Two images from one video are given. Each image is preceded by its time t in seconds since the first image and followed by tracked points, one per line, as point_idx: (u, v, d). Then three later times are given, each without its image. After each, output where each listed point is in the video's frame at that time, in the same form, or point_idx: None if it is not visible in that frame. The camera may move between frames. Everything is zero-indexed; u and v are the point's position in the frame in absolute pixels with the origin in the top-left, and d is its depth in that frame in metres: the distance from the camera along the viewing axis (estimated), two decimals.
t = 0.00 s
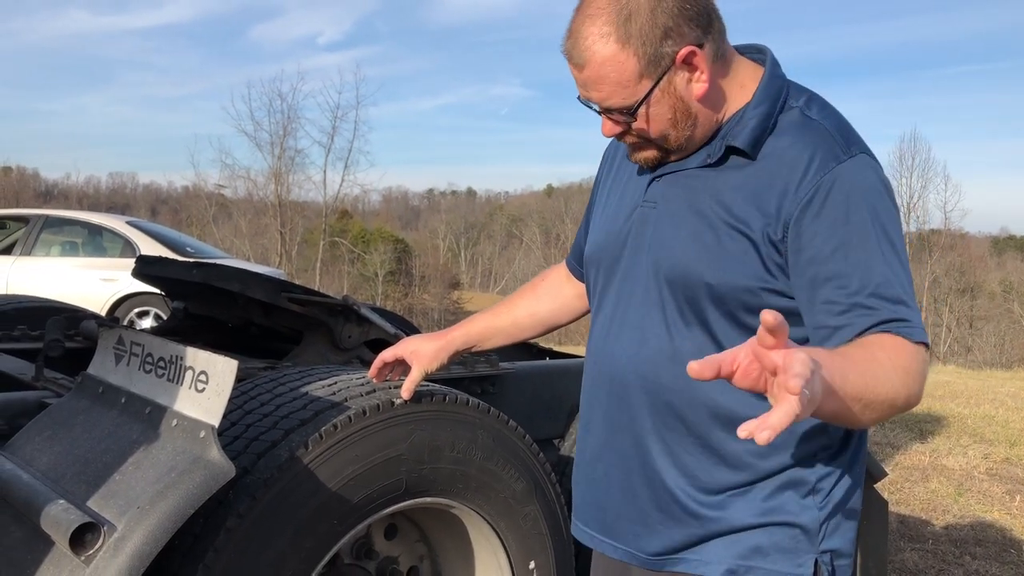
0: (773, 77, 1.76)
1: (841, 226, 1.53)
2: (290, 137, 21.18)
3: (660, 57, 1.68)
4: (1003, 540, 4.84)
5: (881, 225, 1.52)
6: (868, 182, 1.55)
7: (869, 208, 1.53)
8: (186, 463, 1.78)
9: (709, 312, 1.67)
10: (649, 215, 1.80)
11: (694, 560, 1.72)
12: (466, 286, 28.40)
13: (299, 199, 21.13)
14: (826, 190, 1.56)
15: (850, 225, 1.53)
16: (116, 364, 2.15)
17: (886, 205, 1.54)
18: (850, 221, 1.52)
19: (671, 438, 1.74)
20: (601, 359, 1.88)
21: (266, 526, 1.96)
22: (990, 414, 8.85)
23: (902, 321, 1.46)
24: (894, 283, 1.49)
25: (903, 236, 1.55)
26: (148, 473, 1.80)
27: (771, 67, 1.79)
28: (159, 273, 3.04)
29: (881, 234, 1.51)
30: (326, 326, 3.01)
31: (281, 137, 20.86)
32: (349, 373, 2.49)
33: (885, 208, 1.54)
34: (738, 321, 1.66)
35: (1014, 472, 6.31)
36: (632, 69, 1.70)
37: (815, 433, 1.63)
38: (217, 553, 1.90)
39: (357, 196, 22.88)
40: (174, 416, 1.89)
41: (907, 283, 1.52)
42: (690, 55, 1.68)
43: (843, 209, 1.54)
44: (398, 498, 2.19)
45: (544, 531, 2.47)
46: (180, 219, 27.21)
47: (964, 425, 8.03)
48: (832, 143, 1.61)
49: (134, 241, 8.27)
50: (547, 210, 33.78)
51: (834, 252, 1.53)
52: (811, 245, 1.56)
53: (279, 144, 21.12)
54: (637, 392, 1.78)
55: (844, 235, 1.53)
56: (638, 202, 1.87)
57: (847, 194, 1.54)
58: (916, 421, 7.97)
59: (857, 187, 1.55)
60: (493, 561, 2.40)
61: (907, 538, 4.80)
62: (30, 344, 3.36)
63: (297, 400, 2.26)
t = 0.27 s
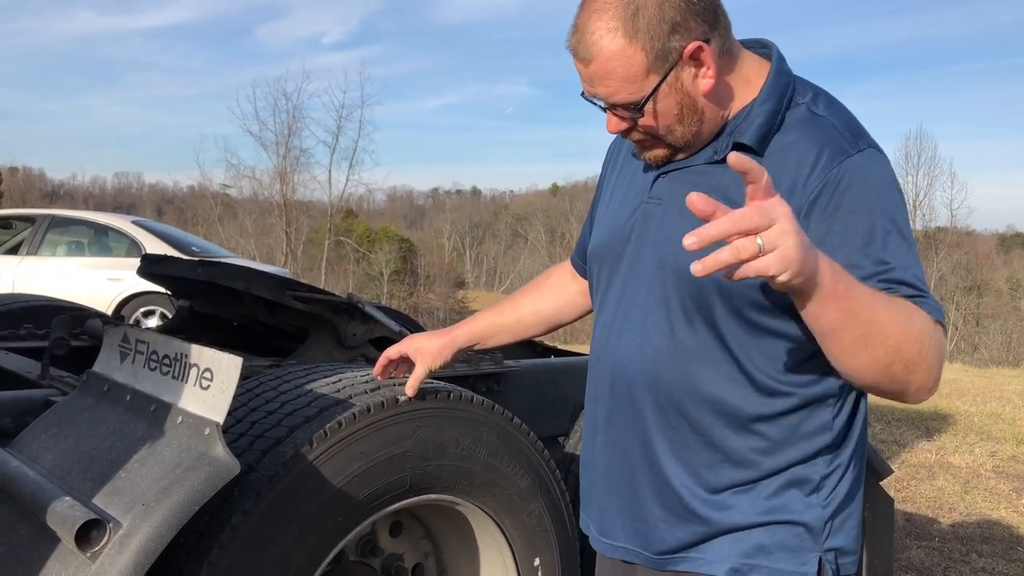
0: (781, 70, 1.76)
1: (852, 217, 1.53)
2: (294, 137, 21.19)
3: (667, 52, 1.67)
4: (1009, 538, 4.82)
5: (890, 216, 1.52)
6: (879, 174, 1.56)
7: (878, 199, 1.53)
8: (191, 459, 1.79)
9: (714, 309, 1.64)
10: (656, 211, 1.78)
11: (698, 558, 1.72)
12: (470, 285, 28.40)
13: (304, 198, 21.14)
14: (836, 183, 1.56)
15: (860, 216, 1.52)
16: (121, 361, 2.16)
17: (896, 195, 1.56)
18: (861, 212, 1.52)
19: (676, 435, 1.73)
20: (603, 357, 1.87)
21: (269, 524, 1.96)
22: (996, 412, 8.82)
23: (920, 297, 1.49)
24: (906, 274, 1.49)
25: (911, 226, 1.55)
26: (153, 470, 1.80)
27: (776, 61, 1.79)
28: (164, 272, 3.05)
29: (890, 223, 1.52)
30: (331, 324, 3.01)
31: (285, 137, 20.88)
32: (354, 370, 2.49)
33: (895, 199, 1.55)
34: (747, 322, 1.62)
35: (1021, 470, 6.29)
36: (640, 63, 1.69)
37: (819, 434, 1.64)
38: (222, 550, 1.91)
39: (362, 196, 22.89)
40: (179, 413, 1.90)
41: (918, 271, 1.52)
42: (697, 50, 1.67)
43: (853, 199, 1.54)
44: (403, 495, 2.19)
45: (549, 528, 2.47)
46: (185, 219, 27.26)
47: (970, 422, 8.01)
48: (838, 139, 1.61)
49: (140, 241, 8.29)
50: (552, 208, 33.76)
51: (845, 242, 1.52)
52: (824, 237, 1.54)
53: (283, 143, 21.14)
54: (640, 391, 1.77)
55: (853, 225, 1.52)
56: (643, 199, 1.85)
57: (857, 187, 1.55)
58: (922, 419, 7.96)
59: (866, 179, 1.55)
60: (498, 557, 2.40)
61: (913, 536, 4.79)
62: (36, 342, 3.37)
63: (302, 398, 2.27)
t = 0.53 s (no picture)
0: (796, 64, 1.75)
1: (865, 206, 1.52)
2: (301, 135, 21.21)
3: (685, 35, 1.67)
4: (1017, 534, 4.80)
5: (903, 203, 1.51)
6: (893, 161, 1.54)
7: (892, 187, 1.52)
8: (197, 455, 1.79)
9: (728, 292, 1.65)
10: (667, 200, 1.78)
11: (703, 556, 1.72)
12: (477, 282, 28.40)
13: (310, 196, 21.16)
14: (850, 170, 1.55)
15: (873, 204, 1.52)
16: (128, 358, 2.16)
17: (909, 182, 1.54)
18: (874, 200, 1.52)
19: (685, 422, 1.72)
20: (611, 346, 1.86)
21: (275, 521, 1.96)
22: (1005, 408, 8.79)
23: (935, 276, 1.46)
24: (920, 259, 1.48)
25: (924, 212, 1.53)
26: (160, 466, 1.81)
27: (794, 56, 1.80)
28: (171, 269, 3.06)
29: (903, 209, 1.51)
30: (337, 321, 3.02)
31: (292, 135, 20.90)
32: (360, 367, 2.49)
33: (909, 185, 1.53)
34: (759, 304, 1.63)
35: None
36: (658, 44, 1.70)
37: (828, 427, 1.65)
38: (228, 546, 1.91)
39: (368, 193, 22.90)
40: (185, 410, 1.90)
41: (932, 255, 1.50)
42: (715, 36, 1.67)
43: (866, 187, 1.53)
44: (409, 491, 2.20)
45: (555, 524, 2.47)
46: (192, 217, 27.32)
47: (978, 419, 7.98)
48: (854, 122, 1.59)
49: (147, 238, 8.31)
50: (558, 205, 33.73)
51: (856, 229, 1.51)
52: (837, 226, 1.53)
53: (290, 141, 21.15)
54: (649, 379, 1.77)
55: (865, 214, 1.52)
56: (652, 188, 1.85)
57: (870, 175, 1.54)
58: (929, 416, 7.93)
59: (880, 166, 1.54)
60: (504, 553, 2.41)
61: (920, 532, 4.78)
62: (44, 340, 3.39)
63: (308, 394, 2.27)
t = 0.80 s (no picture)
0: (805, 66, 1.77)
1: (876, 209, 1.53)
2: (308, 133, 21.25)
3: (695, 26, 1.69)
4: None
5: (916, 210, 1.52)
6: (904, 169, 1.56)
7: (904, 192, 1.53)
8: (205, 453, 1.80)
9: (733, 290, 1.66)
10: (675, 197, 1.79)
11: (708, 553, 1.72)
12: (484, 279, 28.41)
13: (318, 194, 21.19)
14: (862, 176, 1.56)
15: (885, 207, 1.52)
16: (137, 355, 2.18)
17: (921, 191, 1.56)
18: (885, 204, 1.52)
19: (690, 419, 1.72)
20: (617, 343, 1.87)
21: (283, 517, 1.97)
22: (1014, 406, 8.76)
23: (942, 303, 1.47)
24: (929, 266, 1.49)
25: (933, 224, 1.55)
26: (168, 463, 1.82)
27: (802, 56, 1.80)
28: (179, 267, 3.08)
29: (914, 213, 1.52)
30: (344, 319, 3.02)
31: (299, 133, 20.95)
32: (366, 364, 2.50)
33: (920, 194, 1.55)
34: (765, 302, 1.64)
35: None
36: (667, 33, 1.71)
37: (834, 425, 1.64)
38: (236, 542, 1.92)
39: (375, 191, 22.93)
40: (193, 407, 1.92)
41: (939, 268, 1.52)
42: (724, 30, 1.70)
43: (879, 191, 1.54)
44: (416, 488, 2.20)
45: (561, 521, 2.48)
46: (200, 215, 27.41)
47: (987, 417, 7.95)
48: (866, 131, 1.62)
49: (155, 236, 8.34)
50: (565, 203, 33.71)
51: (862, 228, 1.53)
52: (848, 226, 1.54)
53: (298, 139, 21.19)
54: (656, 375, 1.77)
55: (874, 216, 1.53)
56: (660, 186, 1.86)
57: (882, 179, 1.55)
58: (938, 413, 7.90)
59: (892, 171, 1.55)
60: (510, 550, 2.42)
61: (929, 530, 4.77)
62: (53, 337, 3.41)
63: (315, 391, 2.28)
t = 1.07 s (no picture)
0: (814, 65, 1.76)
1: (883, 211, 1.52)
2: (314, 132, 21.28)
3: (707, 25, 1.69)
4: None
5: (923, 211, 1.52)
6: (912, 169, 1.55)
7: (911, 193, 1.52)
8: (212, 451, 1.81)
9: (740, 291, 1.66)
10: (685, 198, 1.79)
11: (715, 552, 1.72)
12: (490, 278, 28.41)
13: (324, 193, 21.21)
14: (868, 177, 1.56)
15: (891, 209, 1.52)
16: (144, 354, 2.18)
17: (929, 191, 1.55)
18: (891, 205, 1.52)
19: (697, 418, 1.73)
20: (626, 342, 1.87)
21: (289, 515, 1.97)
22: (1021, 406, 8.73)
23: (948, 306, 1.46)
24: (937, 267, 1.48)
25: (940, 224, 1.54)
26: (175, 461, 1.82)
27: (811, 57, 1.79)
28: (185, 266, 3.09)
29: (920, 214, 1.51)
30: (351, 318, 3.03)
31: (305, 132, 20.98)
32: (372, 363, 2.50)
33: (928, 194, 1.54)
34: (772, 302, 1.63)
35: None
36: (678, 32, 1.71)
37: (843, 424, 1.62)
38: (243, 540, 1.93)
39: (381, 190, 22.95)
40: (200, 405, 1.92)
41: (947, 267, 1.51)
42: (736, 30, 1.69)
43: (885, 193, 1.53)
44: (422, 487, 2.20)
45: (567, 520, 2.48)
46: (207, 214, 27.47)
47: (995, 416, 7.93)
48: (874, 131, 1.61)
49: (162, 235, 8.36)
50: (571, 202, 33.69)
51: (869, 229, 1.53)
52: (857, 229, 1.54)
53: (303, 139, 21.20)
54: (665, 375, 1.77)
55: (881, 218, 1.52)
56: (670, 186, 1.86)
57: (889, 180, 1.54)
58: (945, 413, 7.88)
59: (900, 171, 1.54)
60: (516, 548, 2.42)
61: (935, 530, 4.75)
62: (61, 336, 3.42)
63: (321, 390, 2.28)
